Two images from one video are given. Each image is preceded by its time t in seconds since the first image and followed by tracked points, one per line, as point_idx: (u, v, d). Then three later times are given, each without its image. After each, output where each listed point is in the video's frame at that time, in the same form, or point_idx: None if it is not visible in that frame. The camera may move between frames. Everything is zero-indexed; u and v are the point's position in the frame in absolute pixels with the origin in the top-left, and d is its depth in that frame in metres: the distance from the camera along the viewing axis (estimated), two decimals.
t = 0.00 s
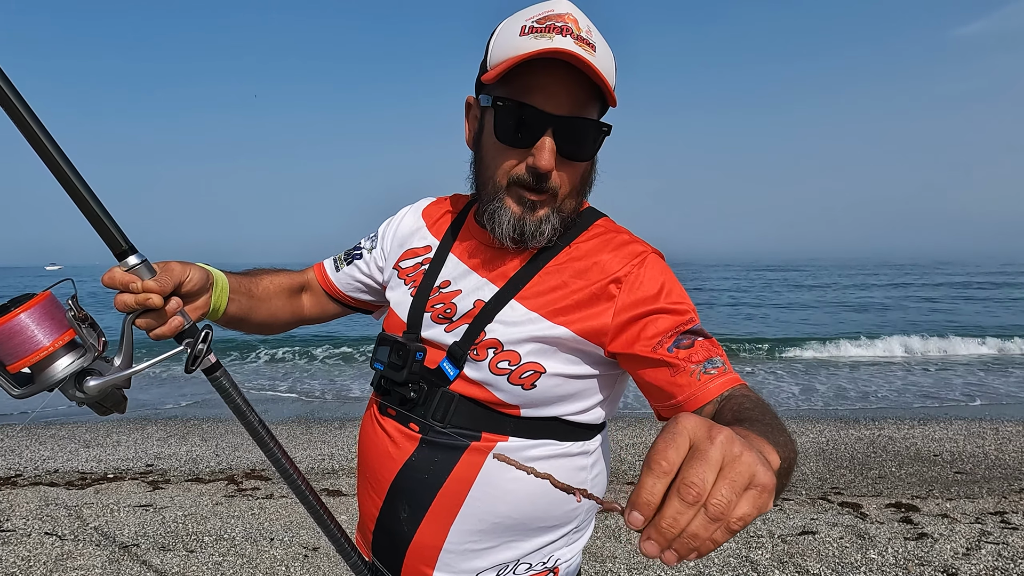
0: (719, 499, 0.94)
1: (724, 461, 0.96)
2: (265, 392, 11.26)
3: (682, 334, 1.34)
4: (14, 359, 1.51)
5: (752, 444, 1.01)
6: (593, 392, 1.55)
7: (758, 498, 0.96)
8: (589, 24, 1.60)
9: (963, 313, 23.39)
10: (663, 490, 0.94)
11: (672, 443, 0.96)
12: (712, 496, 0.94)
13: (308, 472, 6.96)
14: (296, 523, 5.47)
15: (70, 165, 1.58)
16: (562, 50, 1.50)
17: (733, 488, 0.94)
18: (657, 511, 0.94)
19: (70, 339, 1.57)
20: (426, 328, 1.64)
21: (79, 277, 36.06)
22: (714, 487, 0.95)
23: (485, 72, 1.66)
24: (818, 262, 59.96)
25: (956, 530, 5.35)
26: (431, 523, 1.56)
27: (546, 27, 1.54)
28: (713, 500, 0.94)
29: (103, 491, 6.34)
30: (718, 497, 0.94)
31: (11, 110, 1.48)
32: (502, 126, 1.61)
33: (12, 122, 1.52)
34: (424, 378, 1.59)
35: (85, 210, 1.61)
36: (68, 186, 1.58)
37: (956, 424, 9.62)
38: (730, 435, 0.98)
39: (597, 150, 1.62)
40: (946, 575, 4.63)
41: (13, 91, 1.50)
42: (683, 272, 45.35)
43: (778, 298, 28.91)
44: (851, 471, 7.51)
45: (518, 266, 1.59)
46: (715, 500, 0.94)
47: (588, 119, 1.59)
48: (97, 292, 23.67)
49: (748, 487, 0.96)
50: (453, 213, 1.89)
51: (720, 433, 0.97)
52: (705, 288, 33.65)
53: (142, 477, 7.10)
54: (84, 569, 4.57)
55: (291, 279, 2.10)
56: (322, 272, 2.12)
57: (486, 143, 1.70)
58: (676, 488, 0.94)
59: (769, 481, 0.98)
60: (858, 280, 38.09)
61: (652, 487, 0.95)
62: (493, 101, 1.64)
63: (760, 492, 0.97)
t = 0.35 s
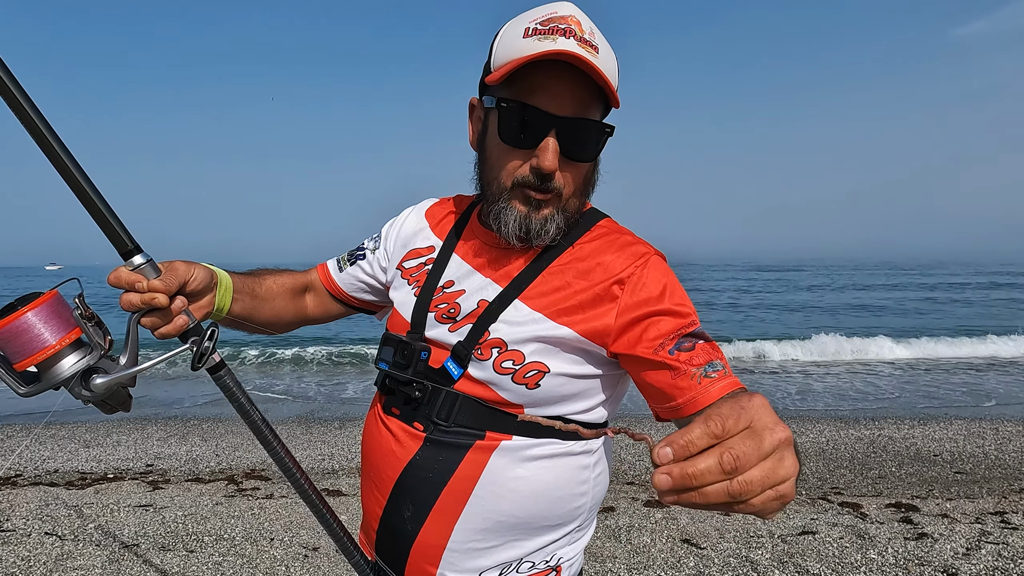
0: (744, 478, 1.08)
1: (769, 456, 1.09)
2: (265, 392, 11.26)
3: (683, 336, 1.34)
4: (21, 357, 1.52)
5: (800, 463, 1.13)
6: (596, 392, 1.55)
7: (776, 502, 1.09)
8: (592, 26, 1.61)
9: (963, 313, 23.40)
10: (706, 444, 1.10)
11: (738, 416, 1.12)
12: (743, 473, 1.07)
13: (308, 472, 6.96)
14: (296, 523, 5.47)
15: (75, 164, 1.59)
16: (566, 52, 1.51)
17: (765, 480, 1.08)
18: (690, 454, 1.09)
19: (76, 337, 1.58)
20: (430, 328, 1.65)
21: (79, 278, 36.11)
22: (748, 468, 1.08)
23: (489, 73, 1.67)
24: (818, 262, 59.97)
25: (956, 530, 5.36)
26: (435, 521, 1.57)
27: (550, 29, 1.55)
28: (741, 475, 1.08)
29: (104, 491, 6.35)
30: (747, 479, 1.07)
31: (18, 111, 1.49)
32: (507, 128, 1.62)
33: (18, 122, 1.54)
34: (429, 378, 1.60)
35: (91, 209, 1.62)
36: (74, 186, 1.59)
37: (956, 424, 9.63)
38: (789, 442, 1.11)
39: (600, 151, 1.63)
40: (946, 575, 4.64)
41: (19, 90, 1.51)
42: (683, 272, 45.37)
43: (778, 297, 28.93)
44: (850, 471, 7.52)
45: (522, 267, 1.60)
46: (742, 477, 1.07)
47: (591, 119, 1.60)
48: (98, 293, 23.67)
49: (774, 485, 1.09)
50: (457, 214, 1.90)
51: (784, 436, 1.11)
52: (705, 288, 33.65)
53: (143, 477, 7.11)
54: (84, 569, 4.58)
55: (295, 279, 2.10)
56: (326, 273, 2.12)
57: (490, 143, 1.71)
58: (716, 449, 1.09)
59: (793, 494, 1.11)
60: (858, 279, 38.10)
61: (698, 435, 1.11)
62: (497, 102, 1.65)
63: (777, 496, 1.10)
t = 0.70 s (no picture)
0: (729, 454, 1.07)
1: (761, 439, 1.08)
2: (265, 392, 11.27)
3: (686, 335, 1.35)
4: (20, 360, 1.52)
5: (793, 450, 1.12)
6: (598, 390, 1.55)
7: (760, 483, 1.09)
8: (593, 29, 1.60)
9: (963, 314, 23.39)
10: (698, 415, 1.08)
11: (738, 394, 1.09)
12: (730, 449, 1.07)
13: (308, 472, 6.97)
14: (296, 523, 5.48)
15: (74, 170, 1.60)
16: (569, 54, 1.51)
17: (752, 462, 1.07)
18: (680, 420, 1.09)
19: (75, 340, 1.58)
20: (434, 328, 1.65)
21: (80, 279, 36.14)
22: (737, 445, 1.07)
23: (492, 75, 1.67)
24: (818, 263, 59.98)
25: (956, 530, 5.36)
26: (439, 519, 1.57)
27: (553, 32, 1.54)
28: (729, 450, 1.07)
29: (104, 491, 6.35)
30: (733, 457, 1.07)
31: (17, 116, 1.50)
32: (509, 129, 1.62)
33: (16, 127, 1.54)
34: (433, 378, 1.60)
35: (89, 214, 1.62)
36: (72, 191, 1.59)
37: (956, 424, 9.63)
38: (785, 428, 1.09)
39: (603, 151, 1.64)
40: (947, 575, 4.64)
41: (17, 96, 1.52)
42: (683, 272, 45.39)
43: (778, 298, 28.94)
44: (851, 471, 7.52)
45: (526, 267, 1.60)
46: (728, 453, 1.07)
47: (593, 121, 1.60)
48: (98, 293, 23.65)
49: (760, 467, 1.08)
50: (459, 214, 1.90)
51: (780, 421, 1.09)
52: (705, 288, 33.64)
53: (142, 477, 7.11)
54: (84, 569, 4.58)
55: (295, 280, 2.10)
56: (327, 274, 2.12)
57: (494, 143, 1.71)
58: (707, 421, 1.07)
59: (778, 477, 1.10)
60: (858, 280, 38.10)
61: (691, 404, 1.09)
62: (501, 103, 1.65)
63: (763, 478, 1.09)
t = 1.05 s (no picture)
0: (749, 433, 1.08)
1: (785, 426, 1.07)
2: (265, 392, 11.27)
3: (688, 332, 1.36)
4: (18, 365, 1.52)
5: (810, 441, 1.11)
6: (601, 389, 1.55)
7: (774, 468, 1.09)
8: (594, 30, 1.61)
9: (963, 315, 23.39)
10: (728, 391, 1.07)
11: (771, 378, 1.08)
12: (751, 429, 1.07)
13: (308, 472, 6.97)
14: (296, 523, 5.48)
15: (71, 175, 1.59)
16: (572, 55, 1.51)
17: (771, 445, 1.07)
18: (708, 393, 1.08)
19: (72, 345, 1.58)
20: (436, 328, 1.66)
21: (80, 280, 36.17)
22: (759, 428, 1.07)
23: (495, 77, 1.67)
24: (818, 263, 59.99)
25: (956, 530, 5.36)
26: (442, 519, 1.58)
27: (555, 33, 1.55)
28: (751, 430, 1.07)
29: (103, 491, 6.35)
30: (754, 438, 1.07)
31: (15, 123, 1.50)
32: (512, 129, 1.62)
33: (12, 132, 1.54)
34: (436, 378, 1.61)
35: (87, 220, 1.62)
36: (69, 196, 1.59)
37: (956, 424, 9.64)
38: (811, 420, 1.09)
39: (604, 152, 1.65)
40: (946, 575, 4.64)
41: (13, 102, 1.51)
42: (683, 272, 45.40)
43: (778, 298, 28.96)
44: (851, 471, 7.53)
45: (528, 266, 1.61)
46: (748, 433, 1.07)
47: (594, 122, 1.60)
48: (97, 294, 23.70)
49: (776, 452, 1.08)
50: (460, 215, 1.91)
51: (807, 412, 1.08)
52: (706, 289, 33.63)
53: (143, 477, 7.12)
54: (84, 569, 4.58)
55: (294, 282, 2.10)
56: (327, 275, 2.13)
57: (495, 144, 1.71)
58: (735, 398, 1.07)
59: (791, 466, 1.10)
60: (858, 280, 38.12)
61: (722, 379, 1.08)
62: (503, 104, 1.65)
63: (774, 464, 1.09)
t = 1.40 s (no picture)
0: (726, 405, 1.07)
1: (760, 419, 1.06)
2: (265, 393, 11.28)
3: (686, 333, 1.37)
4: (16, 371, 1.52)
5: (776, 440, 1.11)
6: (602, 387, 1.54)
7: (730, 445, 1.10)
8: (594, 30, 1.61)
9: (962, 316, 23.40)
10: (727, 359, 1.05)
11: (770, 368, 1.06)
12: (733, 406, 1.06)
13: (308, 472, 6.97)
14: (296, 523, 5.48)
15: (69, 183, 1.60)
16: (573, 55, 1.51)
17: (740, 429, 1.06)
18: (709, 355, 1.05)
19: (70, 350, 1.57)
20: (437, 328, 1.66)
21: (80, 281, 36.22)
22: (739, 409, 1.06)
23: (495, 76, 1.67)
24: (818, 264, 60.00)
25: (956, 531, 5.36)
26: (444, 518, 1.58)
27: (555, 33, 1.55)
28: (732, 407, 1.06)
29: (103, 491, 6.35)
30: (727, 417, 1.06)
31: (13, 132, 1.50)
32: (513, 128, 1.62)
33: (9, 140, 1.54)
34: (438, 378, 1.61)
35: (85, 229, 1.62)
36: (66, 203, 1.59)
37: (956, 424, 9.64)
38: (788, 423, 1.07)
39: (604, 151, 1.65)
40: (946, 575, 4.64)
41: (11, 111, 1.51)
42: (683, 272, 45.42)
43: (778, 299, 28.97)
44: (851, 471, 7.53)
45: (529, 266, 1.61)
46: (728, 409, 1.06)
47: (596, 122, 1.61)
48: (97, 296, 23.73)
49: (742, 437, 1.08)
50: (461, 214, 1.91)
51: (787, 414, 1.07)
52: (705, 290, 33.63)
53: (142, 477, 7.12)
54: (84, 569, 4.58)
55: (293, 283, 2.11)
56: (327, 275, 2.13)
57: (496, 143, 1.71)
58: (730, 371, 1.05)
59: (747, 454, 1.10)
60: (858, 281, 38.14)
61: (727, 348, 1.05)
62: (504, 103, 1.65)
63: (732, 446, 1.10)
